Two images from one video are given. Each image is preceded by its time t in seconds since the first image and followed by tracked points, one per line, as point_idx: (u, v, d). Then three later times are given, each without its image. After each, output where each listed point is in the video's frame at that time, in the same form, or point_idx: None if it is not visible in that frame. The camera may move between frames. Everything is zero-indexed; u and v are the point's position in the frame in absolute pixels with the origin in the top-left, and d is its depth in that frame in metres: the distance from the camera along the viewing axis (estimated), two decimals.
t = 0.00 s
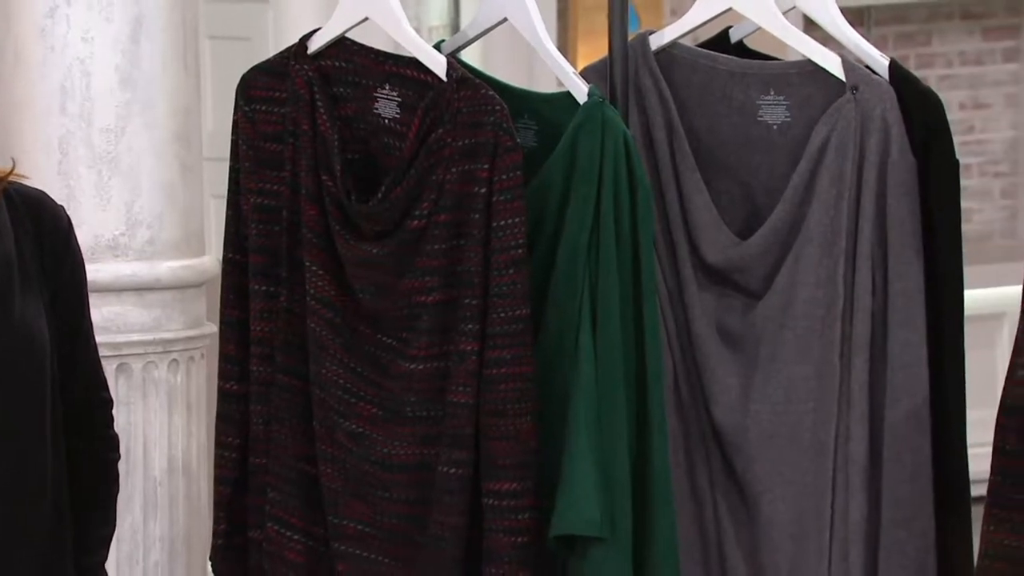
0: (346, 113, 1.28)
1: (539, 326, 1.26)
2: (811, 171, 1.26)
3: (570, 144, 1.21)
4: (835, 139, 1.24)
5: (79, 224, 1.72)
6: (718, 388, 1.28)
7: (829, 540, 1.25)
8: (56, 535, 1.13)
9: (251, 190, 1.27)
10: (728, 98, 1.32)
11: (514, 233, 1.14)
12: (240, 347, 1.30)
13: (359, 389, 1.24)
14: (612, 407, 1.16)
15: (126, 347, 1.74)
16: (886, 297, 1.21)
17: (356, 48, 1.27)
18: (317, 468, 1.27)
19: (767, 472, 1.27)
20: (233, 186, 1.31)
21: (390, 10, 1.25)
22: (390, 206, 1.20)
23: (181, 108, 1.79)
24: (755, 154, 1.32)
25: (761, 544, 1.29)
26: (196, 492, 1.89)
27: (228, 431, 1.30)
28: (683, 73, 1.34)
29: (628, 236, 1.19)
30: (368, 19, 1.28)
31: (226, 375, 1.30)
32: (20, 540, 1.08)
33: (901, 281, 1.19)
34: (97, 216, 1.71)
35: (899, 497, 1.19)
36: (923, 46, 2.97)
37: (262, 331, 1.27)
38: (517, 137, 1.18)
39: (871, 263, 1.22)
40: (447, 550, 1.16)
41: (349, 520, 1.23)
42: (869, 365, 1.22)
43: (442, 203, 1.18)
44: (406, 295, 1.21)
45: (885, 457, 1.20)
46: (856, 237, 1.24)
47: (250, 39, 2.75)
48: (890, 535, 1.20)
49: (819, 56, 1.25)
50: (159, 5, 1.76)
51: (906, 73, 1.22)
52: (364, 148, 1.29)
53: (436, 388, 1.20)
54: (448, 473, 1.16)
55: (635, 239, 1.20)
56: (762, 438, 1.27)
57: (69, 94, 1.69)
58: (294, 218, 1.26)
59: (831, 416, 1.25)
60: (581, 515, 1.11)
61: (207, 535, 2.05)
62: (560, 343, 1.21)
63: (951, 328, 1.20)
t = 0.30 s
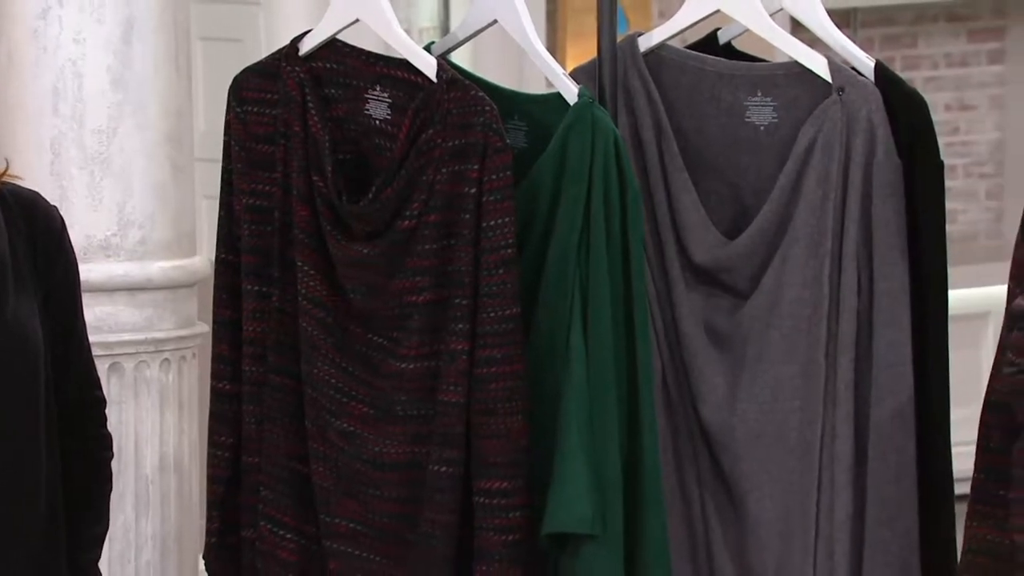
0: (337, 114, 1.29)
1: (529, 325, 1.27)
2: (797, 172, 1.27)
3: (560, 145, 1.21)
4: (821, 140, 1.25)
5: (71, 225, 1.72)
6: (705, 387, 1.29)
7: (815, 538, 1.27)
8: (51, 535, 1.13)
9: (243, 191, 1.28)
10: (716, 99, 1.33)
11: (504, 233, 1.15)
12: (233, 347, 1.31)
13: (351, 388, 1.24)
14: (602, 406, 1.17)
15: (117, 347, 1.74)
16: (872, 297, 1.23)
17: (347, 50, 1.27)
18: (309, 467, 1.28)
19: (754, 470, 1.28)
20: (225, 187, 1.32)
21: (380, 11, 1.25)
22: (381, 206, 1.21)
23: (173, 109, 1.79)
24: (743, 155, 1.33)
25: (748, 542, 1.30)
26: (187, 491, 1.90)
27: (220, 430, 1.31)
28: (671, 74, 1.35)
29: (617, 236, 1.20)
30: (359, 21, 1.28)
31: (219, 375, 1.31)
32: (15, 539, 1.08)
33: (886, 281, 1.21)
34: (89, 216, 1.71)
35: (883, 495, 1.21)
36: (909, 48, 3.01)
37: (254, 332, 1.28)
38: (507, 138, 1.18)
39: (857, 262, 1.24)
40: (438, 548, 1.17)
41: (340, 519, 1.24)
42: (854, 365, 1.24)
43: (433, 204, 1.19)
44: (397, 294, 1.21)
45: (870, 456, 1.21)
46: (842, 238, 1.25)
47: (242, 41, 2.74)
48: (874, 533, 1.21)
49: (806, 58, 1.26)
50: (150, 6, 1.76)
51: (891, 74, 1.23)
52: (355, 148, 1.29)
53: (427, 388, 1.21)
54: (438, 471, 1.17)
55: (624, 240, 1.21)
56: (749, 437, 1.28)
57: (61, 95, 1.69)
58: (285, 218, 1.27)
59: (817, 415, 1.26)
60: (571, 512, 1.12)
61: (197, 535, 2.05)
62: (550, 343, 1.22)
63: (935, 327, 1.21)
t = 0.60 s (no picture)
0: (328, 115, 1.29)
1: (519, 324, 1.27)
2: (785, 174, 1.28)
3: (551, 145, 1.22)
4: (809, 142, 1.26)
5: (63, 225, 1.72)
6: (694, 385, 1.30)
7: (804, 537, 1.28)
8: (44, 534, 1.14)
9: (234, 191, 1.29)
10: (705, 100, 1.34)
11: (494, 233, 1.16)
12: (225, 346, 1.32)
13: (342, 388, 1.25)
14: (594, 404, 1.18)
15: (110, 347, 1.75)
16: (860, 297, 1.24)
17: (337, 51, 1.28)
18: (300, 467, 1.28)
19: (743, 468, 1.29)
20: (216, 188, 1.32)
21: (372, 14, 1.27)
22: (373, 206, 1.22)
23: (165, 111, 1.79)
24: (731, 155, 1.34)
25: (738, 540, 1.31)
26: (180, 490, 1.90)
27: (213, 430, 1.32)
28: (661, 76, 1.36)
29: (608, 236, 1.20)
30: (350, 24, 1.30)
31: (212, 375, 1.32)
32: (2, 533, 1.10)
33: (874, 281, 1.22)
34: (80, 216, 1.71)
35: (872, 494, 1.22)
36: (895, 49, 2.99)
37: (247, 331, 1.29)
38: (497, 139, 1.19)
39: (845, 262, 1.25)
40: (430, 547, 1.17)
41: (332, 517, 1.24)
42: (843, 364, 1.25)
43: (424, 204, 1.19)
44: (389, 294, 1.22)
45: (859, 455, 1.22)
46: (830, 237, 1.26)
47: (232, 42, 2.69)
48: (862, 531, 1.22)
49: (794, 59, 1.27)
50: (142, 8, 1.76)
51: (879, 76, 1.24)
52: (347, 148, 1.30)
53: (418, 387, 1.21)
54: (429, 470, 1.17)
55: (615, 240, 1.21)
56: (738, 437, 1.29)
57: (53, 96, 1.69)
58: (276, 218, 1.27)
59: (806, 414, 1.26)
60: (562, 510, 1.13)
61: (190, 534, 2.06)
62: (541, 342, 1.22)
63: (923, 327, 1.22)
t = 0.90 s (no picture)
0: (319, 116, 1.30)
1: (510, 324, 1.28)
2: (774, 175, 1.29)
3: (542, 146, 1.23)
4: (798, 143, 1.27)
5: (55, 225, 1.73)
6: (683, 384, 1.31)
7: (793, 535, 1.28)
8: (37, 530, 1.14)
9: (225, 192, 1.30)
10: (694, 101, 1.35)
11: (485, 232, 1.17)
12: (217, 346, 1.33)
13: (333, 387, 1.26)
14: (585, 403, 1.18)
15: (102, 346, 1.75)
16: (849, 297, 1.25)
17: (328, 52, 1.29)
18: (291, 466, 1.29)
19: (732, 467, 1.30)
20: (208, 189, 1.33)
21: (363, 15, 1.27)
22: (364, 206, 1.22)
23: (157, 112, 1.80)
24: (720, 156, 1.35)
25: (726, 538, 1.32)
26: (171, 490, 1.90)
27: (205, 430, 1.32)
28: (650, 77, 1.37)
29: (599, 236, 1.21)
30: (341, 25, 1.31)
31: (203, 375, 1.33)
32: None
33: (863, 281, 1.23)
34: (72, 216, 1.72)
35: (861, 492, 1.23)
36: (882, 51, 3.01)
37: (240, 331, 1.30)
38: (487, 139, 1.20)
39: (834, 262, 1.26)
40: (421, 545, 1.18)
41: (322, 516, 1.25)
42: (832, 363, 1.26)
43: (414, 204, 1.20)
44: (380, 294, 1.23)
45: (848, 453, 1.23)
46: (819, 238, 1.27)
47: (222, 45, 2.69)
48: (851, 529, 1.23)
49: (782, 60, 1.28)
50: (133, 9, 1.76)
51: (867, 77, 1.25)
52: (338, 149, 1.31)
53: (409, 386, 1.22)
54: (420, 469, 1.18)
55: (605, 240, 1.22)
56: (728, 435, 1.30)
57: (45, 97, 1.69)
58: (267, 218, 1.28)
59: (795, 413, 1.27)
60: (552, 508, 1.14)
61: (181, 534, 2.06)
62: (531, 341, 1.23)
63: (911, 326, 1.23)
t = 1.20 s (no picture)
0: (309, 117, 1.31)
1: (499, 324, 1.29)
2: (761, 177, 1.30)
3: (531, 146, 1.24)
4: (785, 144, 1.28)
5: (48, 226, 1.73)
6: (671, 383, 1.32)
7: (780, 533, 1.30)
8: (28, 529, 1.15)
9: (216, 192, 1.31)
10: (682, 102, 1.36)
11: (474, 233, 1.17)
12: (207, 346, 1.34)
13: (323, 387, 1.27)
14: (574, 402, 1.19)
15: (94, 346, 1.75)
16: (835, 297, 1.26)
17: (318, 54, 1.30)
18: (281, 464, 1.30)
19: (720, 466, 1.31)
20: (198, 189, 1.33)
21: (352, 17, 1.28)
22: (354, 206, 1.23)
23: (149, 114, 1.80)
24: (708, 158, 1.36)
25: (713, 537, 1.33)
26: (163, 489, 1.90)
27: (195, 428, 1.33)
28: (638, 78, 1.38)
29: (588, 237, 1.22)
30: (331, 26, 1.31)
31: (193, 374, 1.33)
32: None
33: (848, 282, 1.24)
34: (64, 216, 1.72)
35: (846, 490, 1.24)
36: (868, 52, 3.07)
37: (229, 331, 1.31)
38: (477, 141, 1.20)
39: (820, 263, 1.27)
40: (410, 543, 1.19)
41: (312, 514, 1.26)
42: (818, 363, 1.27)
43: (404, 205, 1.21)
44: (369, 294, 1.24)
45: (835, 452, 1.25)
46: (805, 238, 1.28)
47: (213, 45, 2.70)
48: (838, 527, 1.24)
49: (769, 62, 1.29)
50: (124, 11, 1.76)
51: (853, 79, 1.27)
52: (328, 150, 1.32)
53: (398, 386, 1.23)
54: (410, 468, 1.19)
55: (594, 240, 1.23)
56: (715, 433, 1.31)
57: (37, 98, 1.70)
58: (257, 218, 1.29)
59: (782, 412, 1.29)
60: (541, 507, 1.15)
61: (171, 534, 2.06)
62: (520, 340, 1.24)
63: (896, 326, 1.25)
